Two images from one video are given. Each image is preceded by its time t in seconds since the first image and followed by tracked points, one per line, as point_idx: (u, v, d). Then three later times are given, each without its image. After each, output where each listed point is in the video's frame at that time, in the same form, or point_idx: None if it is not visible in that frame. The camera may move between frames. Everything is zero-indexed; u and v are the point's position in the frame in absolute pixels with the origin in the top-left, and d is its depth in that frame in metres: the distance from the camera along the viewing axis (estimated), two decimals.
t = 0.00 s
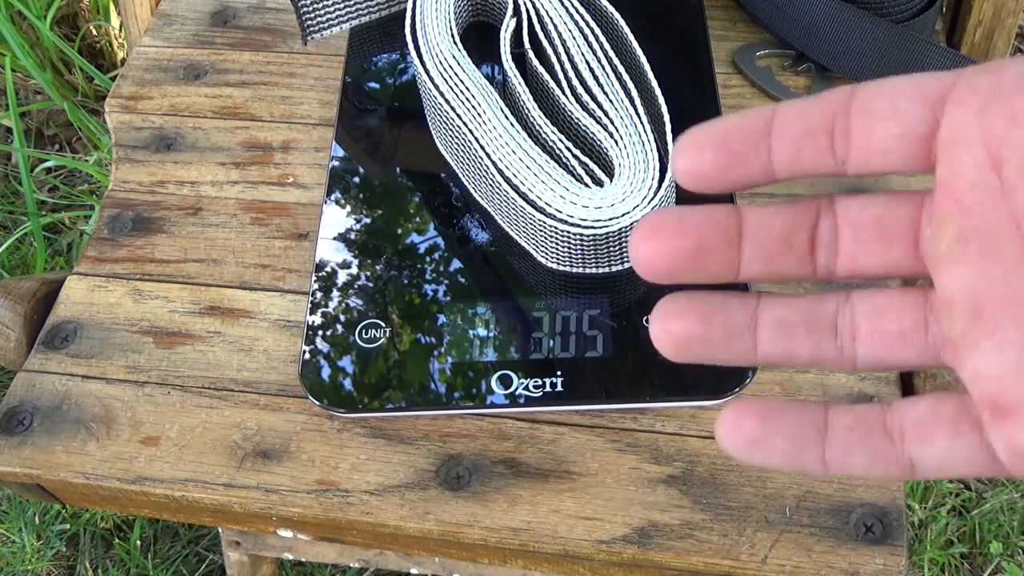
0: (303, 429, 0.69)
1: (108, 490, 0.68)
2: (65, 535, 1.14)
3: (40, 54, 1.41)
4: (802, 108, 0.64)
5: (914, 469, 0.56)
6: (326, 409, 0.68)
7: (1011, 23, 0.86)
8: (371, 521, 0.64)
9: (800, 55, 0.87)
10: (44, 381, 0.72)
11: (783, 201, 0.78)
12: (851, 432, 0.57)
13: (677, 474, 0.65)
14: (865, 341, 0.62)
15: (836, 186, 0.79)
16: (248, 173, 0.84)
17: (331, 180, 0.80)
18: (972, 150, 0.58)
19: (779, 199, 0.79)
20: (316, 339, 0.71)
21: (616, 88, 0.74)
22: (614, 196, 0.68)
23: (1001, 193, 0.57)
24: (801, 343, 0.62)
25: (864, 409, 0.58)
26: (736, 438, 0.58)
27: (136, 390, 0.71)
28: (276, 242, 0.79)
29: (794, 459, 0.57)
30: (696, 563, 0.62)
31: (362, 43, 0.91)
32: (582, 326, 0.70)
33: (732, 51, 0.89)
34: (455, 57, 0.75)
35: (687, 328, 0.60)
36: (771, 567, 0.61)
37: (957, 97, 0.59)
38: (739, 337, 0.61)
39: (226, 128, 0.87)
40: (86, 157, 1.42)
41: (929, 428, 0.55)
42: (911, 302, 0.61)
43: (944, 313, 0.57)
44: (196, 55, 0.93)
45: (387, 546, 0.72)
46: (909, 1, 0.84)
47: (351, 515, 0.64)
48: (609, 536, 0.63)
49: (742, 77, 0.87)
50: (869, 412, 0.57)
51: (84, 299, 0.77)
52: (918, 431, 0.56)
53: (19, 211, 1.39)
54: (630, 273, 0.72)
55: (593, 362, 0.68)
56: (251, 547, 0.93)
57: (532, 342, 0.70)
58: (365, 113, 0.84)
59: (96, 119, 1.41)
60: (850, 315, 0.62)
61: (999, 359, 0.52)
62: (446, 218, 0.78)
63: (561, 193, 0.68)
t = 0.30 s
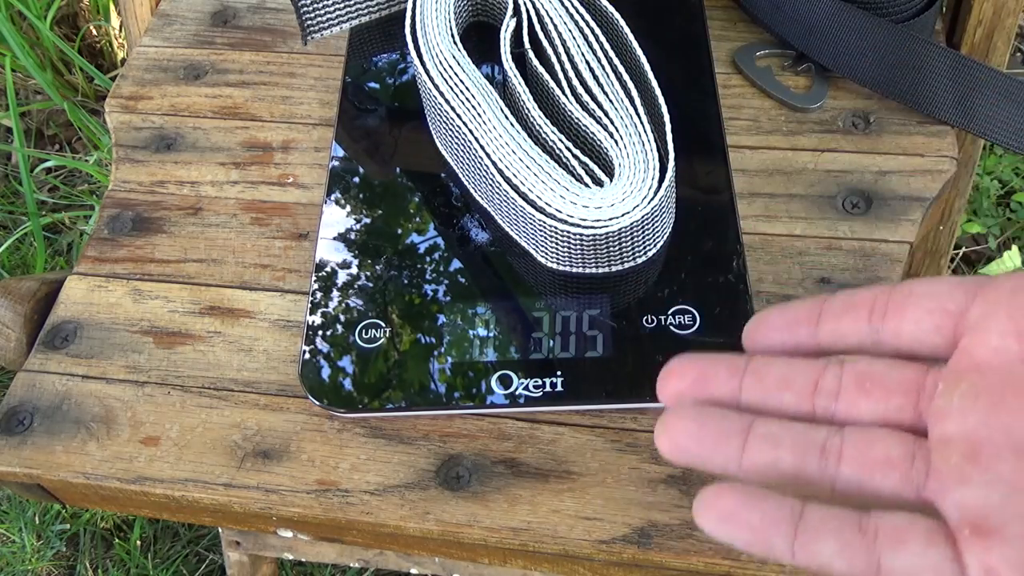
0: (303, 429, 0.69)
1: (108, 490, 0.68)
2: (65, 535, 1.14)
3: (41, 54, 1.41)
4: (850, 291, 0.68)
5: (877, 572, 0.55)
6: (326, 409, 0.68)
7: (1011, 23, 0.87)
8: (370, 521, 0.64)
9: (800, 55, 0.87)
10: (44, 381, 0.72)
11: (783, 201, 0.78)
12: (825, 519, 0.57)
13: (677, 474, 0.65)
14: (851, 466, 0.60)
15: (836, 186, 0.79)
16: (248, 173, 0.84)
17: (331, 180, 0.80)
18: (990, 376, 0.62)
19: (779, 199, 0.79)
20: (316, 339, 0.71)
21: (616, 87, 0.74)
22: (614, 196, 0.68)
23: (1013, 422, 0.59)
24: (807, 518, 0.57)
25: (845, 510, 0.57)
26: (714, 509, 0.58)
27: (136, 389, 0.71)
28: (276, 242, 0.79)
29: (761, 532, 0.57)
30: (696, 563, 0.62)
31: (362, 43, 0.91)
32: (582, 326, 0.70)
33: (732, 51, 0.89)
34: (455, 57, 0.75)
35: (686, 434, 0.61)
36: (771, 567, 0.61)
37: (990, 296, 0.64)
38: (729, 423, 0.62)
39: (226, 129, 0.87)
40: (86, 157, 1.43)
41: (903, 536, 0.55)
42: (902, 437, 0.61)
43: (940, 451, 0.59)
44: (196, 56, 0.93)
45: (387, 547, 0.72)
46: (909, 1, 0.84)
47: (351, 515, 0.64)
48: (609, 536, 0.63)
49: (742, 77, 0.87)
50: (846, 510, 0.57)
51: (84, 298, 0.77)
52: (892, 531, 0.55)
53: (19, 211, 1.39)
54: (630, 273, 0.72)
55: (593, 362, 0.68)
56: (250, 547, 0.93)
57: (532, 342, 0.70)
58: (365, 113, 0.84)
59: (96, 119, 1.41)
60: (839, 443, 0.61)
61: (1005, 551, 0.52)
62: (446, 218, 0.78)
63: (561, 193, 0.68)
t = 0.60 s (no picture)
0: (303, 429, 0.69)
1: (108, 490, 0.68)
2: (66, 535, 1.14)
3: (41, 54, 1.41)
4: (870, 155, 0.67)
5: (860, 394, 0.55)
6: (326, 409, 0.69)
7: (1011, 23, 0.87)
8: (370, 521, 0.64)
9: (800, 55, 0.87)
10: (44, 381, 0.72)
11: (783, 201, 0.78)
12: (831, 335, 0.55)
13: (677, 474, 0.65)
14: (857, 312, 0.61)
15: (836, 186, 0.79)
16: (248, 173, 0.84)
17: (331, 180, 0.80)
18: (975, 232, 0.63)
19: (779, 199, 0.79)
20: (316, 339, 0.71)
21: (616, 88, 0.74)
22: (615, 196, 0.68)
23: (992, 272, 0.61)
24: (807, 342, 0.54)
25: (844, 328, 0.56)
26: (726, 294, 0.53)
27: (136, 389, 0.71)
28: (276, 242, 0.79)
29: (770, 333, 0.53)
30: (696, 563, 0.62)
31: (362, 43, 0.91)
32: (582, 326, 0.70)
33: (732, 51, 0.89)
34: (455, 58, 0.75)
35: (706, 250, 0.56)
36: (771, 567, 0.61)
37: (992, 153, 0.63)
38: (752, 247, 0.57)
39: (226, 129, 0.87)
40: (86, 157, 1.43)
41: (891, 366, 0.55)
42: (899, 291, 0.63)
43: (931, 300, 0.61)
44: (196, 56, 0.93)
45: (387, 546, 0.72)
46: (909, 1, 0.84)
47: (351, 515, 0.64)
48: (609, 536, 0.63)
49: (742, 77, 0.87)
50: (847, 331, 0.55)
51: (84, 298, 0.77)
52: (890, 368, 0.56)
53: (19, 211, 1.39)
54: (630, 273, 0.72)
55: (593, 362, 0.68)
56: (250, 547, 0.93)
57: (532, 342, 0.70)
58: (366, 113, 0.84)
59: (96, 119, 1.41)
60: (845, 291, 0.62)
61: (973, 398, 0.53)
62: (446, 218, 0.78)
63: (561, 193, 0.68)
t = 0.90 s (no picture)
0: (303, 429, 0.68)
1: (108, 490, 0.68)
2: (66, 535, 1.14)
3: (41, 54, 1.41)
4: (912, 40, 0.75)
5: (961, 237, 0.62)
6: (326, 409, 0.69)
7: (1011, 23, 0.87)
8: (370, 521, 0.64)
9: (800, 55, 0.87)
10: (44, 381, 0.72)
11: (783, 201, 0.78)
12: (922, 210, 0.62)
13: (677, 474, 0.65)
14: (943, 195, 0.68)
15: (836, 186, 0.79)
16: (248, 173, 0.84)
17: (331, 180, 0.80)
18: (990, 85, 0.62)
19: (779, 199, 0.79)
20: (316, 339, 0.71)
21: (616, 88, 0.74)
22: (615, 196, 0.68)
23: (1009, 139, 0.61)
24: (919, 237, 0.62)
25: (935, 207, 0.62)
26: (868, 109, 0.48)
27: (136, 389, 0.71)
28: (276, 242, 0.79)
29: (912, 247, 0.63)
30: (696, 563, 0.62)
31: (362, 43, 0.91)
32: (582, 326, 0.70)
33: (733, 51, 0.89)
34: (455, 58, 0.75)
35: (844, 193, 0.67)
36: (771, 567, 0.61)
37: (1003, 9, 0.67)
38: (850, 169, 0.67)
39: (226, 128, 0.87)
40: (86, 157, 1.43)
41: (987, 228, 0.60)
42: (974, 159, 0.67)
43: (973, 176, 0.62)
44: (196, 56, 0.93)
45: (387, 547, 0.72)
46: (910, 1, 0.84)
47: (351, 515, 0.64)
48: (609, 536, 0.63)
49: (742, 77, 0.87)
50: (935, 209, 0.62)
51: (84, 298, 0.77)
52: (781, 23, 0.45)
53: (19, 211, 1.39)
54: (629, 273, 0.72)
55: (593, 362, 0.68)
56: (250, 547, 0.93)
57: (532, 342, 0.70)
58: (365, 113, 0.84)
59: (96, 119, 1.41)
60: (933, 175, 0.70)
61: (941, 78, 0.46)
62: (446, 218, 0.78)
63: (561, 192, 0.68)
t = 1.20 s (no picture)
0: (303, 429, 0.68)
1: (108, 490, 0.68)
2: (66, 535, 1.14)
3: (41, 54, 1.41)
4: None
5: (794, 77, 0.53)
6: (326, 409, 0.69)
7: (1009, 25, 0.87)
8: (370, 520, 0.64)
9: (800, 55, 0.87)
10: (43, 381, 0.72)
11: (783, 201, 0.78)
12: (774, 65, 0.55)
13: (677, 474, 0.65)
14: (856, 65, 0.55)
15: (836, 186, 0.79)
16: (248, 173, 0.84)
17: (331, 180, 0.80)
18: None
19: (779, 199, 0.79)
20: (316, 339, 0.72)
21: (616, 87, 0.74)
22: (615, 196, 0.68)
23: None
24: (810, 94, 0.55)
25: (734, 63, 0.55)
26: None
27: (136, 390, 0.71)
28: (276, 242, 0.79)
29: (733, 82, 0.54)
30: (696, 563, 0.62)
31: (362, 44, 0.91)
32: (582, 326, 0.70)
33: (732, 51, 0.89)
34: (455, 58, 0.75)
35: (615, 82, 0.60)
36: (771, 567, 0.61)
37: None
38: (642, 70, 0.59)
39: (226, 128, 0.87)
40: (86, 157, 1.42)
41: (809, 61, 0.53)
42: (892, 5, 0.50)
43: None
44: (196, 56, 0.93)
45: (387, 547, 0.72)
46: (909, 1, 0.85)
47: (351, 515, 0.64)
48: (609, 536, 0.63)
49: (741, 77, 0.87)
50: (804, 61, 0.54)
51: (84, 299, 0.77)
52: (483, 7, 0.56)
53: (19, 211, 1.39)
54: (629, 273, 0.73)
55: (593, 362, 0.68)
56: (250, 547, 0.93)
57: (532, 342, 0.70)
58: (365, 113, 0.84)
59: (96, 118, 1.41)
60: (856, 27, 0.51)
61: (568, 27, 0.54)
62: (446, 218, 0.78)
63: (561, 192, 0.68)
